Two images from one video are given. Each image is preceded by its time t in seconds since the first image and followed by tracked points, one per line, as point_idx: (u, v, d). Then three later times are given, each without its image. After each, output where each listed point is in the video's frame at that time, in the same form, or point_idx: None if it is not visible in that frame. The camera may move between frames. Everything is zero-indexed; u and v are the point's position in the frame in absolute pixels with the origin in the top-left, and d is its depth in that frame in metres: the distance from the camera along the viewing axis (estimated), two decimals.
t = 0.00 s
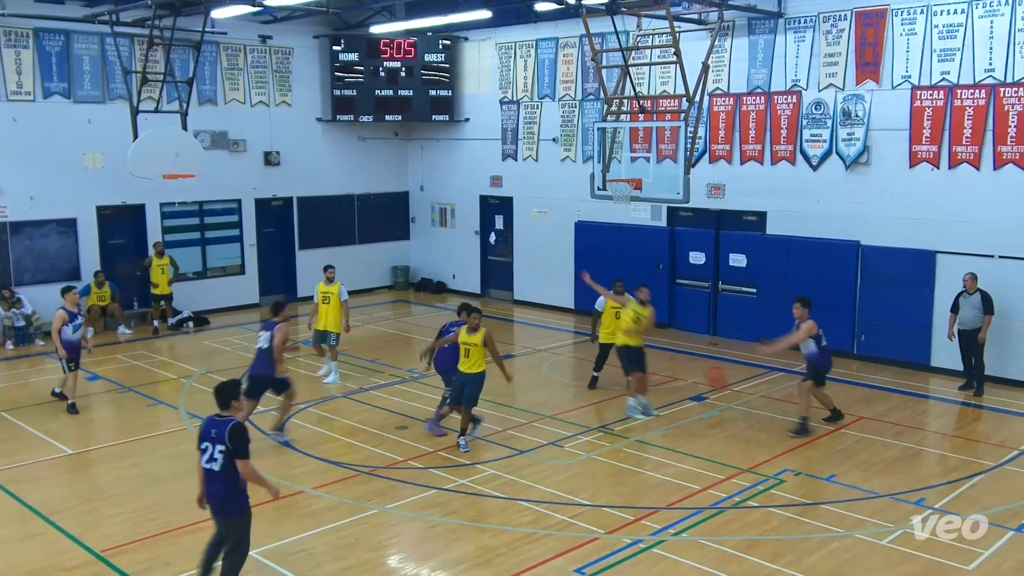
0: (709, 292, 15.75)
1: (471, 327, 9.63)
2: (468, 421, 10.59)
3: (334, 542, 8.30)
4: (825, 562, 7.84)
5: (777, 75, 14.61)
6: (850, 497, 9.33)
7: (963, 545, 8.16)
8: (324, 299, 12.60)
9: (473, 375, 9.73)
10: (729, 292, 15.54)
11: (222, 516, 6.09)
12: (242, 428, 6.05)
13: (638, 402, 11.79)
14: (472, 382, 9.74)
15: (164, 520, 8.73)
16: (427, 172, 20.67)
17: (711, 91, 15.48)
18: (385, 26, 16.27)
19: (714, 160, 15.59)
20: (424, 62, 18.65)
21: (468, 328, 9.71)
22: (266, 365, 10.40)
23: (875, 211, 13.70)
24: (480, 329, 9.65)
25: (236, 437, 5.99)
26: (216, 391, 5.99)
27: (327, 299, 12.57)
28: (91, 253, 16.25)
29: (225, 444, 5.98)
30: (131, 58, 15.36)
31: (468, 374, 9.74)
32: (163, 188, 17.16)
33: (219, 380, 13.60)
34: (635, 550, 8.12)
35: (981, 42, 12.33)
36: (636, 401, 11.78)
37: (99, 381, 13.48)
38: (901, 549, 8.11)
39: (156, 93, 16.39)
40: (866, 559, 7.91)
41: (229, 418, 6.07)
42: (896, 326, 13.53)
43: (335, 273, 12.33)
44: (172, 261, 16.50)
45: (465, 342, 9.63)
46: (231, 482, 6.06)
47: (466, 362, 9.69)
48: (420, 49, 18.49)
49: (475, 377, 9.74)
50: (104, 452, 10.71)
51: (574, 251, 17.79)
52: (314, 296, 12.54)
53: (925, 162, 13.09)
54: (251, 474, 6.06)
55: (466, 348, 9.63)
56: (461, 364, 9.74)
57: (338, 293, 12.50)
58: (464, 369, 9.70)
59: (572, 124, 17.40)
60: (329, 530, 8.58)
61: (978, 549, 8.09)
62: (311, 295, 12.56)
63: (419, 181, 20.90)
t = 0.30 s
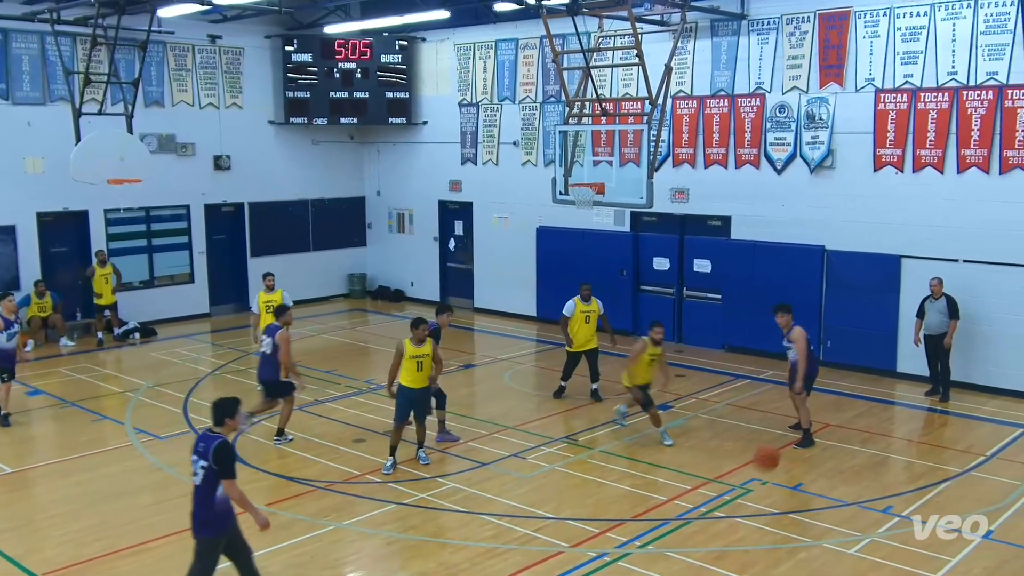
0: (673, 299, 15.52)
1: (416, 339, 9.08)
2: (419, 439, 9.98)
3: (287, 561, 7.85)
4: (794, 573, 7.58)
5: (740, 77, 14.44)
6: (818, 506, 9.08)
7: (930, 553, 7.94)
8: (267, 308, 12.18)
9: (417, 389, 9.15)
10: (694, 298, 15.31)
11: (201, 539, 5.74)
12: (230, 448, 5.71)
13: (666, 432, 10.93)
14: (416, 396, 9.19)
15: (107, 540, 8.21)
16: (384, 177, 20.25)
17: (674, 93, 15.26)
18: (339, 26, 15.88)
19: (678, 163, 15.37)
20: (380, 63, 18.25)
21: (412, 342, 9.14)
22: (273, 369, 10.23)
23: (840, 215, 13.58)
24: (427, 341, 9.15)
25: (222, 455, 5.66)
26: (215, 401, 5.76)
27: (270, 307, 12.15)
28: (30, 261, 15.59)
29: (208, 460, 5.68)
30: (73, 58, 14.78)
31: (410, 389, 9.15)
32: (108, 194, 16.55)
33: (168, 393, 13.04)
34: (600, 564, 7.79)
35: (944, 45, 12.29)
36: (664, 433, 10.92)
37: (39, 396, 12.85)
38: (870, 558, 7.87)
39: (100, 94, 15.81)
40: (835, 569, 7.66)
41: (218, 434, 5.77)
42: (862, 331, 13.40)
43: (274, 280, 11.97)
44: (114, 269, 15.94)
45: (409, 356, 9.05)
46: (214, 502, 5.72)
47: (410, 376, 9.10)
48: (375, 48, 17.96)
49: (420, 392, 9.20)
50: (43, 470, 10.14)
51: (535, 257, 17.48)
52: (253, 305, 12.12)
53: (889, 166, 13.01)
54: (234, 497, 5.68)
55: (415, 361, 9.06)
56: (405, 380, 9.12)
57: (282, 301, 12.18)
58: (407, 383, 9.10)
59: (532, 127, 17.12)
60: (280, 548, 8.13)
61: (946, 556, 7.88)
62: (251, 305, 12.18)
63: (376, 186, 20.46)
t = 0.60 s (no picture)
0: (626, 298, 15.60)
1: (356, 349, 8.93)
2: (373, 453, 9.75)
3: (239, 566, 7.74)
4: (745, 569, 7.63)
5: (690, 78, 14.57)
6: (768, 503, 9.15)
7: (878, 546, 8.03)
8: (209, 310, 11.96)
9: (360, 398, 8.99)
10: (646, 298, 15.42)
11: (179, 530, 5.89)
12: (204, 447, 5.77)
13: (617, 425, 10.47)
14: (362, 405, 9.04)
15: (52, 549, 8.01)
16: (336, 177, 20.09)
17: (625, 94, 15.33)
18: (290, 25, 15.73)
19: (629, 164, 15.46)
20: (331, 63, 18.14)
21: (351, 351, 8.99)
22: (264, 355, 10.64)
23: (789, 215, 13.77)
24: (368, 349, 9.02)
25: (196, 451, 5.76)
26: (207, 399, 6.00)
27: (213, 308, 11.93)
28: None
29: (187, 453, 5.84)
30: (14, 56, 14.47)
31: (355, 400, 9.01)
32: (51, 195, 16.22)
33: (115, 399, 12.77)
34: (555, 564, 7.79)
35: (889, 47, 12.53)
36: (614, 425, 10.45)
37: None
38: (819, 552, 7.94)
39: (42, 94, 15.49)
40: (786, 564, 7.71)
41: (203, 431, 5.89)
42: (810, 329, 13.61)
43: (217, 283, 11.76)
44: (64, 274, 15.52)
45: (350, 365, 8.89)
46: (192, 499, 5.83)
47: (352, 385, 8.96)
48: (325, 50, 18.00)
49: (365, 401, 9.04)
50: None
51: (488, 258, 17.46)
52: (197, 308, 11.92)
53: (837, 166, 13.23)
54: (195, 495, 5.72)
55: (357, 370, 8.91)
56: (347, 390, 8.98)
57: (226, 303, 12.00)
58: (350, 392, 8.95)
59: (484, 127, 17.12)
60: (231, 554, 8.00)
61: (893, 549, 7.97)
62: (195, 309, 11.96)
63: (327, 187, 20.29)
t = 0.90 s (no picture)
0: (577, 298, 15.67)
1: (316, 359, 8.51)
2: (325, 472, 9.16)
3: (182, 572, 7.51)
4: (697, 565, 7.57)
5: (639, 79, 14.68)
6: (719, 498, 9.09)
7: (827, 539, 8.00)
8: (154, 313, 11.78)
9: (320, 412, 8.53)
10: (597, 297, 15.50)
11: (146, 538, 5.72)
12: (161, 455, 5.54)
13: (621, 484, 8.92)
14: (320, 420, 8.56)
15: None
16: (285, 178, 19.89)
17: (575, 94, 15.40)
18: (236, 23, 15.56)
19: (580, 164, 15.54)
20: (279, 62, 17.93)
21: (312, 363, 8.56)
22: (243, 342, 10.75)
23: (737, 214, 13.93)
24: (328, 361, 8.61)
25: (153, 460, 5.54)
26: (164, 405, 5.67)
27: (157, 311, 11.74)
28: None
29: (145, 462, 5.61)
30: None
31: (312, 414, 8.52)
32: None
33: (58, 405, 12.48)
34: (508, 564, 7.64)
35: (832, 48, 12.76)
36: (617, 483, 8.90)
37: None
38: (770, 547, 7.90)
39: None
40: (738, 559, 7.66)
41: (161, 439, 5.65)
42: (758, 327, 13.82)
43: (163, 285, 11.56)
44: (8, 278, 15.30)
45: (310, 377, 8.45)
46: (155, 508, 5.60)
47: (311, 398, 8.47)
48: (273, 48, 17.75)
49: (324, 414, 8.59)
50: None
51: (440, 259, 17.42)
52: (143, 311, 11.74)
53: (784, 165, 13.42)
54: (155, 505, 5.52)
55: (317, 382, 8.47)
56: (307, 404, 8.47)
57: (172, 306, 11.82)
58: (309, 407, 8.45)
59: (435, 127, 17.12)
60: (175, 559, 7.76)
61: (841, 542, 7.95)
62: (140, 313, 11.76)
63: (276, 187, 20.09)
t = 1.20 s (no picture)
0: (541, 298, 15.70)
1: (287, 362, 8.15)
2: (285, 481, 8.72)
3: None
4: (661, 562, 7.57)
5: (601, 79, 14.75)
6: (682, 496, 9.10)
7: (788, 535, 8.05)
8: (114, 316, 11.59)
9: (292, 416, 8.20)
10: (561, 297, 15.55)
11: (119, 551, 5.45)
12: (124, 469, 5.21)
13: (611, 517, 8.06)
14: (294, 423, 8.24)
15: None
16: (246, 178, 19.72)
17: (537, 94, 15.44)
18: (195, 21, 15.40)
19: (542, 163, 15.58)
20: (238, 61, 17.80)
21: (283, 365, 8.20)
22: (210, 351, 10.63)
23: (698, 214, 14.04)
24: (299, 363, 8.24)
25: (116, 474, 5.22)
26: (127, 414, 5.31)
27: (117, 315, 11.56)
28: None
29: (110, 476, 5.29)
30: None
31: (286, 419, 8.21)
32: None
33: (14, 410, 12.25)
34: (473, 564, 7.59)
35: (791, 49, 12.91)
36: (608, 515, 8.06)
37: None
38: (733, 543, 7.92)
39: None
40: (701, 556, 7.68)
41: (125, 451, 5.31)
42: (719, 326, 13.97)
43: (123, 288, 11.40)
44: None
45: (281, 381, 8.10)
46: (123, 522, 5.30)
47: (282, 403, 8.14)
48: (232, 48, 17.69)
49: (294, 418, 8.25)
50: None
51: (403, 259, 17.37)
52: (102, 314, 11.56)
53: (744, 165, 13.55)
54: (123, 520, 5.22)
55: (289, 386, 8.13)
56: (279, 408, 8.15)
57: (132, 309, 11.65)
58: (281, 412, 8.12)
59: (398, 127, 17.10)
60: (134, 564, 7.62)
61: (803, 537, 8.00)
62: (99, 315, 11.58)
63: (237, 188, 19.91)
